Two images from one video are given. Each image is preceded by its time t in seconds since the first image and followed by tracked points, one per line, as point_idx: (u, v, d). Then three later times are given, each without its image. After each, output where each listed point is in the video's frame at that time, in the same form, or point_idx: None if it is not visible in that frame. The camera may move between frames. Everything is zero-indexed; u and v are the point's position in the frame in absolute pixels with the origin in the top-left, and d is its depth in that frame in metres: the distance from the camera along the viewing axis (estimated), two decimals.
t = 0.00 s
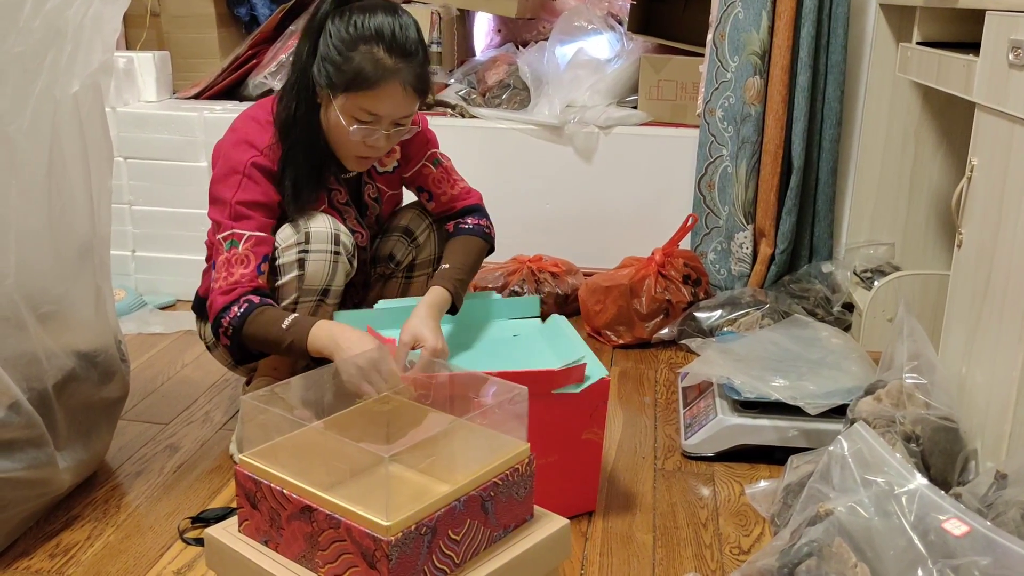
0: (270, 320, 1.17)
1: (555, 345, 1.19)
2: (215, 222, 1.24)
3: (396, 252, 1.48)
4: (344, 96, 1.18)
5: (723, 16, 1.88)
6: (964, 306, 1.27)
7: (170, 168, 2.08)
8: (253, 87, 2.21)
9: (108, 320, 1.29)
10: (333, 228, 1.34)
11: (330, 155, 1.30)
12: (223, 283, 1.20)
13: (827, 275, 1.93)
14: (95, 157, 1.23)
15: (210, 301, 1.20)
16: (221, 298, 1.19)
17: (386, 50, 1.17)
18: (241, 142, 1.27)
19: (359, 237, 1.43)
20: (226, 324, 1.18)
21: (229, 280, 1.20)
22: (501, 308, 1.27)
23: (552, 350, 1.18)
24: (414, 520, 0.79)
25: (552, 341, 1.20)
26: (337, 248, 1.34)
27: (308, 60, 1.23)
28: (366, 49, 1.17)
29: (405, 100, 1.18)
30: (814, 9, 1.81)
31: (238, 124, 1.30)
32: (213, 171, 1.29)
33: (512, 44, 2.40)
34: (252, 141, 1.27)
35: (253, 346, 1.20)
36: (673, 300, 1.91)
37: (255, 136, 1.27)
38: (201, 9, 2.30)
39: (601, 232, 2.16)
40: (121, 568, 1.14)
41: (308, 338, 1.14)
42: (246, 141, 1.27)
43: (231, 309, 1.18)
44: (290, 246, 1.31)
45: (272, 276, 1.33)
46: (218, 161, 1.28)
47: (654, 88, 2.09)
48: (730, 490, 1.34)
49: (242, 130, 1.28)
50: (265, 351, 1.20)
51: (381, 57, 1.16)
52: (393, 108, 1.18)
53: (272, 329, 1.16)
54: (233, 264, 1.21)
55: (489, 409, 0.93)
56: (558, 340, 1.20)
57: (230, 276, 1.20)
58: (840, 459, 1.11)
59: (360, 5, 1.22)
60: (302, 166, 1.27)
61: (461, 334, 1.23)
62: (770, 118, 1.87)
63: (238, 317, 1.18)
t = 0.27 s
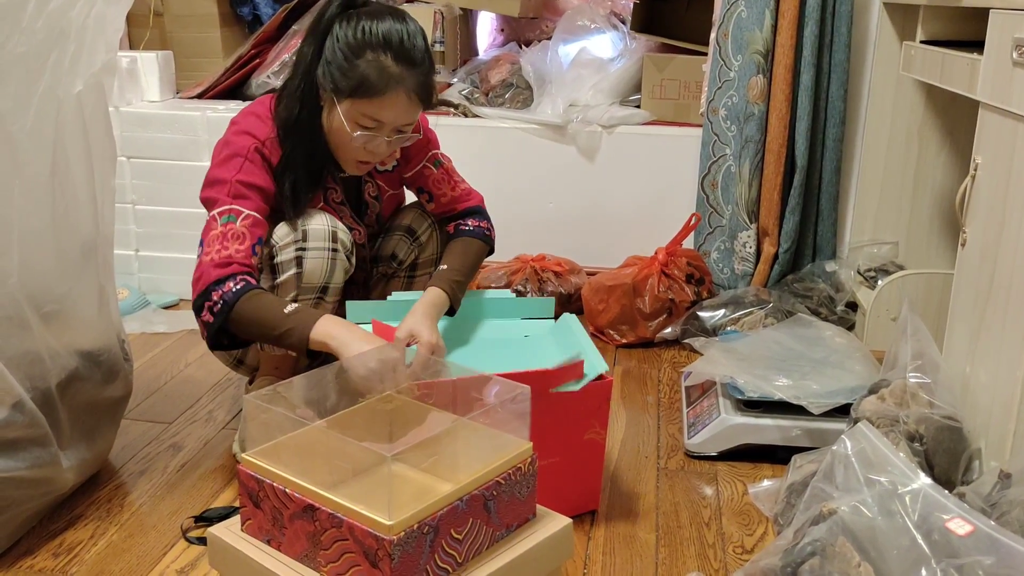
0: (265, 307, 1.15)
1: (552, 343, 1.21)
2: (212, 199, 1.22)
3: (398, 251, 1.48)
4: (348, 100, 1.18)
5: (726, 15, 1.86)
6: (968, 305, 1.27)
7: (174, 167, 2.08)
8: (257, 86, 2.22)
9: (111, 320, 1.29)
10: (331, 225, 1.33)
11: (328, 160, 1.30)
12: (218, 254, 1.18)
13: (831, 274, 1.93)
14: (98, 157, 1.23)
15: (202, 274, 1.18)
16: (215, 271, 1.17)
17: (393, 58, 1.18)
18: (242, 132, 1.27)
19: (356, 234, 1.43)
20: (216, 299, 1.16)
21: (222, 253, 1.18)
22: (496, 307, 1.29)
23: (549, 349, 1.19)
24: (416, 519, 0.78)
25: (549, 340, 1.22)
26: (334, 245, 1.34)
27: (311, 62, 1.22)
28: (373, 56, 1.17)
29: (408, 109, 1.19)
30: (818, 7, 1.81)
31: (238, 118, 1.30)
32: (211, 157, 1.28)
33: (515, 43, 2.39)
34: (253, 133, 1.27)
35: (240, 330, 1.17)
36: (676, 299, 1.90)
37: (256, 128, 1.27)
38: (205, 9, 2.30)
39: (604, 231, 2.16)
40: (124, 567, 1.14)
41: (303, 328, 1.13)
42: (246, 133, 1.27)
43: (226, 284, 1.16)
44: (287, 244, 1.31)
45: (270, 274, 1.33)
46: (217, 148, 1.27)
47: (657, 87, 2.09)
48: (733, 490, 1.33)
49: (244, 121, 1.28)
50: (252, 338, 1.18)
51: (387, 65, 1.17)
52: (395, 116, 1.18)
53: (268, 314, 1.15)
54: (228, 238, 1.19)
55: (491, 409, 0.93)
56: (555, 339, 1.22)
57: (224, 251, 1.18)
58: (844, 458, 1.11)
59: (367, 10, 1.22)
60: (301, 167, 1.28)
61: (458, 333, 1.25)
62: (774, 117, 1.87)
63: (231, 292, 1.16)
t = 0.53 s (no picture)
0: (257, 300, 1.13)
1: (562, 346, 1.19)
2: (213, 192, 1.23)
3: (404, 247, 1.48)
4: (350, 97, 1.18)
5: (728, 14, 1.86)
6: (971, 304, 1.27)
7: (177, 166, 2.08)
8: (259, 85, 2.22)
9: (114, 319, 1.29)
10: (336, 223, 1.33)
11: (332, 158, 1.30)
12: (215, 247, 1.18)
13: (833, 273, 1.93)
14: (102, 156, 1.23)
15: (198, 266, 1.17)
16: (210, 264, 1.16)
17: (395, 56, 1.17)
18: (245, 129, 1.27)
19: (361, 232, 1.43)
20: (210, 290, 1.15)
21: (220, 245, 1.18)
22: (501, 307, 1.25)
23: (560, 352, 1.17)
24: (419, 517, 0.78)
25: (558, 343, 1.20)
26: (339, 243, 1.34)
27: (314, 60, 1.22)
28: (375, 54, 1.17)
29: (409, 107, 1.18)
30: (821, 6, 1.81)
31: (243, 115, 1.30)
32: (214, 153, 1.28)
33: (518, 42, 2.39)
34: (257, 130, 1.27)
35: (234, 320, 1.15)
36: (678, 298, 1.90)
37: (260, 126, 1.27)
38: (208, 8, 2.30)
39: (606, 230, 2.16)
40: (127, 565, 1.14)
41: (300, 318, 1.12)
42: (250, 130, 1.27)
43: (221, 276, 1.16)
44: (292, 241, 1.31)
45: (275, 270, 1.34)
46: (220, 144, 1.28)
47: (660, 86, 2.09)
48: (736, 489, 1.33)
49: (249, 117, 1.29)
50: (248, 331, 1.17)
51: (389, 63, 1.16)
52: (396, 114, 1.18)
53: (261, 304, 1.13)
54: (227, 232, 1.19)
55: (494, 407, 0.93)
56: (560, 339, 1.21)
57: (221, 243, 1.18)
58: (847, 457, 1.11)
59: (371, 8, 1.22)
60: (305, 165, 1.27)
61: (463, 332, 1.22)
62: (777, 115, 1.87)
63: (225, 284, 1.15)
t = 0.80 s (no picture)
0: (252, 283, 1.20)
1: (570, 343, 1.22)
2: (206, 212, 1.25)
3: (405, 247, 1.47)
4: (365, 104, 1.18)
5: (730, 14, 1.86)
6: (973, 305, 1.26)
7: (178, 166, 2.08)
8: (260, 85, 2.22)
9: (115, 319, 1.29)
10: (339, 224, 1.32)
11: (339, 159, 1.29)
12: (197, 270, 1.23)
13: (835, 273, 1.93)
14: (103, 156, 1.23)
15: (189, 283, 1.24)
16: (193, 282, 1.22)
17: (409, 60, 1.17)
18: (245, 136, 1.26)
19: (363, 232, 1.42)
20: (203, 301, 1.22)
21: (203, 268, 1.23)
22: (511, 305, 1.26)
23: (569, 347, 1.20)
24: (420, 518, 0.78)
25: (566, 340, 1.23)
26: (342, 245, 1.33)
27: (323, 64, 1.21)
28: (390, 59, 1.16)
29: (423, 110, 1.19)
30: (823, 6, 1.80)
31: (247, 117, 1.29)
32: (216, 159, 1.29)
33: (519, 42, 2.39)
34: (257, 136, 1.26)
35: (235, 318, 1.23)
36: (680, 298, 1.90)
37: (260, 133, 1.26)
38: (209, 7, 2.30)
39: (608, 230, 2.15)
40: (128, 565, 1.14)
41: (287, 287, 1.18)
42: (248, 138, 1.26)
43: (208, 286, 1.22)
44: (296, 242, 1.30)
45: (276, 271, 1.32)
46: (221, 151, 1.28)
47: (661, 86, 2.09)
48: (737, 489, 1.33)
49: (249, 122, 1.28)
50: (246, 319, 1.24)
51: (405, 68, 1.16)
52: (411, 117, 1.19)
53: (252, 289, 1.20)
54: (210, 256, 1.23)
55: (494, 408, 0.92)
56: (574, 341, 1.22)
57: (205, 267, 1.23)
58: (848, 458, 1.11)
59: (382, 9, 1.20)
60: (311, 167, 1.26)
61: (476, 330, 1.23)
62: (779, 116, 1.87)
63: (213, 292, 1.21)
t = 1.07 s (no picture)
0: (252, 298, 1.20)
1: (565, 340, 1.27)
2: (208, 208, 1.26)
3: (405, 246, 1.47)
4: (361, 99, 1.18)
5: (731, 12, 1.86)
6: (974, 304, 1.26)
7: (179, 165, 2.08)
8: (262, 84, 2.22)
9: (116, 317, 1.29)
10: (336, 222, 1.32)
11: (338, 156, 1.29)
12: (202, 267, 1.24)
13: (836, 271, 1.93)
14: (104, 154, 1.23)
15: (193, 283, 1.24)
16: (199, 281, 1.23)
17: (404, 54, 1.16)
18: (245, 131, 1.27)
19: (362, 230, 1.41)
20: (206, 305, 1.21)
21: (208, 266, 1.23)
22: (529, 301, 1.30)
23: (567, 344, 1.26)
24: (422, 515, 0.78)
25: (559, 335, 1.29)
26: (340, 242, 1.32)
27: (319, 60, 1.21)
28: (384, 53, 1.16)
29: (421, 103, 1.19)
30: (824, 4, 1.80)
31: (248, 113, 1.30)
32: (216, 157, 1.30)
33: (520, 41, 2.39)
34: (257, 132, 1.27)
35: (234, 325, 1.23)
36: (681, 297, 1.90)
37: (260, 129, 1.27)
38: (210, 6, 2.30)
39: (609, 229, 2.15)
40: (130, 563, 1.14)
41: (291, 308, 1.18)
42: (249, 134, 1.27)
43: (211, 290, 1.22)
44: (293, 241, 1.29)
45: (274, 271, 1.31)
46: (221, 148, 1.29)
47: (662, 85, 2.09)
48: (738, 487, 1.33)
49: (249, 118, 1.29)
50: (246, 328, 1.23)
51: (399, 62, 1.16)
52: (408, 111, 1.19)
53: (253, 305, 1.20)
54: (216, 254, 1.24)
55: (496, 406, 0.93)
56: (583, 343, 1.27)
57: (210, 265, 1.24)
58: (850, 456, 1.11)
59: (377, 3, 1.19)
60: (310, 161, 1.26)
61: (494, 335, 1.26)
62: (780, 114, 1.86)
63: (216, 297, 1.21)
